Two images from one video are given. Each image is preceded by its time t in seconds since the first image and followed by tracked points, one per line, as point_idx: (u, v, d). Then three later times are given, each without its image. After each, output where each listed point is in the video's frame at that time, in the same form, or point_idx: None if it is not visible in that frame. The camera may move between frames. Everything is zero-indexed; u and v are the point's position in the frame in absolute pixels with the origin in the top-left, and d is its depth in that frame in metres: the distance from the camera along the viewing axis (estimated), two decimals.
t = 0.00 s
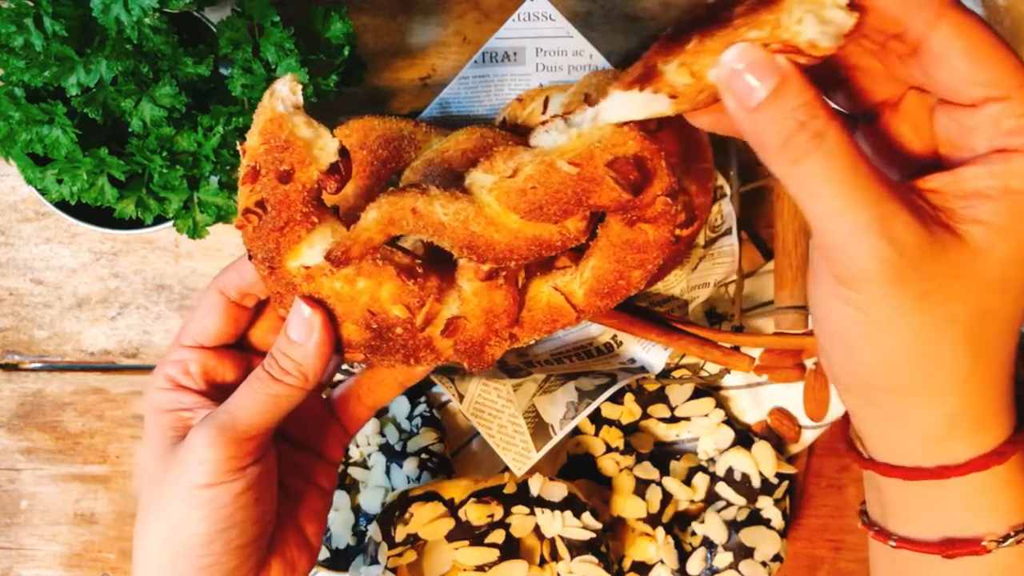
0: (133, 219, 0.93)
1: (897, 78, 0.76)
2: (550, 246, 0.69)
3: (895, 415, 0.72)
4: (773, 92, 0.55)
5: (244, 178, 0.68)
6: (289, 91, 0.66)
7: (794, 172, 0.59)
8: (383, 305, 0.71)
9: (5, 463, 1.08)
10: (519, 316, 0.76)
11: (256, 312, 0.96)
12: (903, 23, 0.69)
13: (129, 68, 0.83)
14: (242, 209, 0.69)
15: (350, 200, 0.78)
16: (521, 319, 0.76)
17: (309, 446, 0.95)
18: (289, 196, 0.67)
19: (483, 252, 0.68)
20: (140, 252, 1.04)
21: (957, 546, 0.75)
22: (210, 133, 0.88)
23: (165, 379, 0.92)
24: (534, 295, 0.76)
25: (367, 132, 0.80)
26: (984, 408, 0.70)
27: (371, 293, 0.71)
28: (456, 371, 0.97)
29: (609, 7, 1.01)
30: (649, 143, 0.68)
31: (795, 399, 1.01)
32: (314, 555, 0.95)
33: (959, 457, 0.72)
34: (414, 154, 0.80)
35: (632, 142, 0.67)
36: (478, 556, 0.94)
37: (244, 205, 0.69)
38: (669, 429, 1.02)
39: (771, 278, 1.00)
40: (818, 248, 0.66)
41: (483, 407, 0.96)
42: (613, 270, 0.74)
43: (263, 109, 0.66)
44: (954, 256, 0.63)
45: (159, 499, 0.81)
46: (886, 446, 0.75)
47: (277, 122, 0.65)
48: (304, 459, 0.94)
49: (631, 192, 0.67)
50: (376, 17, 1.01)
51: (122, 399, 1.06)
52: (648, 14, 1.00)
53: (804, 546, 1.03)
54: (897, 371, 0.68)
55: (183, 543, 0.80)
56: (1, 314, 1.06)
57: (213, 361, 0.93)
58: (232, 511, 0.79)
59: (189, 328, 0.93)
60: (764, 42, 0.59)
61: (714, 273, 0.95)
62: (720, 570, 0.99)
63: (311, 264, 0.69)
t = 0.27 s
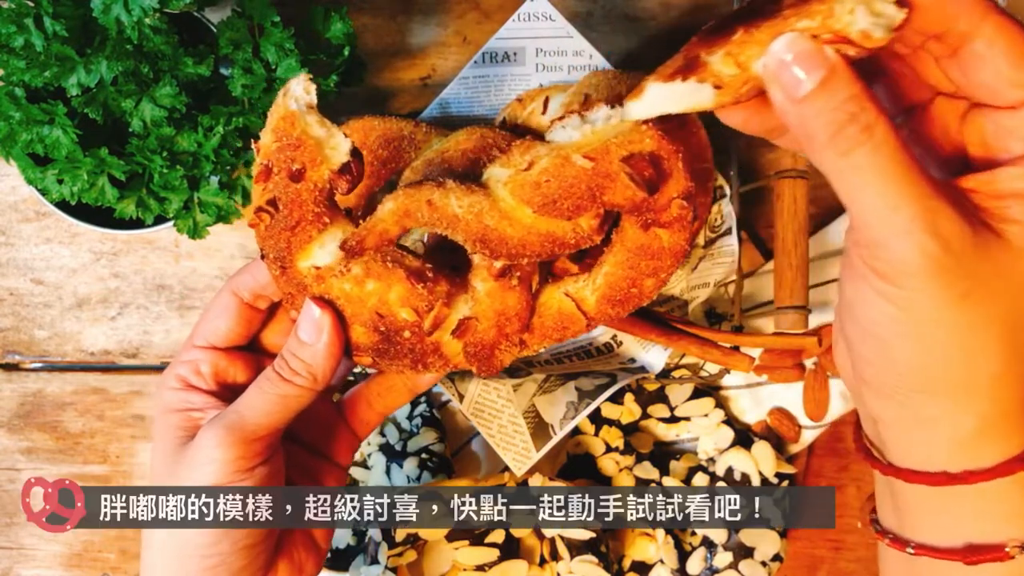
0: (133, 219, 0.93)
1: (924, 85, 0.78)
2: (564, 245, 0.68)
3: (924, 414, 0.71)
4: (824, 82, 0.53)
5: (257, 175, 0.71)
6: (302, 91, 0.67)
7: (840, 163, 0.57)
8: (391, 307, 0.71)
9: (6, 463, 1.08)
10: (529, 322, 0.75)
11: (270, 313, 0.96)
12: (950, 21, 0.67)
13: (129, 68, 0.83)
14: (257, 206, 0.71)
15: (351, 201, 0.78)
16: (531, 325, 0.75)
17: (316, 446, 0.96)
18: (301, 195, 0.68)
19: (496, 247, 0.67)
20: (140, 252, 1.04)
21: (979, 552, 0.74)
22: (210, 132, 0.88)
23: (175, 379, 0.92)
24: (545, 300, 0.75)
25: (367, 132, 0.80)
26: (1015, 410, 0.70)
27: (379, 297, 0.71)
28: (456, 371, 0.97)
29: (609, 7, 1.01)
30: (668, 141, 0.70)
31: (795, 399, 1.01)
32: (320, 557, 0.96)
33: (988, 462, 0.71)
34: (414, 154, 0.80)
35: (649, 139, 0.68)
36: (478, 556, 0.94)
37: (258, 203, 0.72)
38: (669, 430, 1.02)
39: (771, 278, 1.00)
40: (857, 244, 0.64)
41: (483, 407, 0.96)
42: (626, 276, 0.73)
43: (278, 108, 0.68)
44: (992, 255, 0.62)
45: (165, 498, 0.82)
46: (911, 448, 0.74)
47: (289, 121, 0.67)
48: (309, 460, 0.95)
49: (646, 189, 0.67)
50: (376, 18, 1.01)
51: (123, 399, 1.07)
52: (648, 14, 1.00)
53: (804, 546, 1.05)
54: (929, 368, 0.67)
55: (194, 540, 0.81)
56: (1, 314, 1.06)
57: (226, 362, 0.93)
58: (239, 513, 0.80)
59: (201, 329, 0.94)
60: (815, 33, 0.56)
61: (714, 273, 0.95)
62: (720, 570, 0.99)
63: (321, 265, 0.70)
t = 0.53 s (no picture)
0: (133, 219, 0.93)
1: (944, 88, 0.78)
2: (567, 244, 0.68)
3: (947, 416, 0.70)
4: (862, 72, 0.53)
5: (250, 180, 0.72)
6: (293, 95, 0.69)
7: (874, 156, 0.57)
8: (383, 312, 0.71)
9: (6, 463, 1.08)
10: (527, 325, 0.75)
11: (267, 318, 0.96)
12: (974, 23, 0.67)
13: (129, 68, 0.83)
14: (250, 211, 0.72)
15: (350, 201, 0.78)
16: (528, 328, 0.75)
17: (313, 448, 0.96)
18: (292, 199, 0.69)
19: (499, 244, 0.67)
20: (140, 252, 1.04)
21: (996, 557, 0.73)
22: (210, 132, 0.88)
23: (173, 385, 0.92)
24: (543, 303, 0.75)
25: (367, 132, 0.80)
26: None
27: (372, 301, 0.71)
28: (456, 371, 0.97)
29: (609, 7, 1.01)
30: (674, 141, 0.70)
31: (795, 399, 1.01)
32: (320, 561, 0.96)
33: (1007, 467, 0.71)
34: (414, 154, 0.80)
35: (657, 138, 0.69)
36: (478, 556, 0.94)
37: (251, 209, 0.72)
38: (669, 430, 1.02)
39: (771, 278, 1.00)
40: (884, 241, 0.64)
41: (483, 407, 0.96)
42: (626, 280, 0.74)
43: (268, 112, 0.70)
44: None
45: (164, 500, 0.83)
46: (930, 450, 0.73)
47: (279, 125, 0.69)
48: (306, 464, 0.95)
49: (652, 189, 0.68)
50: (376, 17, 1.01)
51: (123, 399, 1.07)
52: (648, 14, 1.01)
53: (804, 546, 1.05)
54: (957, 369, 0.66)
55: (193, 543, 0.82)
56: (1, 314, 1.06)
57: (224, 367, 0.93)
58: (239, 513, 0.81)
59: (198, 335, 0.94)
60: (856, 24, 0.55)
61: (714, 273, 0.95)
62: (720, 570, 0.99)
63: (314, 270, 0.71)
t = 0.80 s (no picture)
0: (133, 219, 0.93)
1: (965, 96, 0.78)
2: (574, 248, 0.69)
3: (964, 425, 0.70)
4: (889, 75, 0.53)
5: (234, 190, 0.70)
6: (274, 103, 0.67)
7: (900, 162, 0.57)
8: (372, 318, 0.71)
9: (6, 463, 1.08)
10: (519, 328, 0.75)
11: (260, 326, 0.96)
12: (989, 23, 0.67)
13: (129, 68, 0.83)
14: (236, 219, 0.71)
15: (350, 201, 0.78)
16: (520, 332, 0.75)
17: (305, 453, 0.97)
18: (276, 208, 0.68)
19: (510, 247, 0.67)
20: (140, 252, 1.04)
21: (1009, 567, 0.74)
22: (210, 133, 0.88)
23: (168, 392, 0.92)
24: (536, 306, 0.75)
25: (367, 132, 0.80)
26: None
27: (360, 306, 0.70)
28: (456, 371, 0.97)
29: (609, 7, 1.01)
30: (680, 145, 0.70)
31: (795, 399, 1.01)
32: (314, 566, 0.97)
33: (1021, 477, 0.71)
34: (414, 154, 0.80)
35: (661, 148, 0.68)
36: (478, 556, 0.94)
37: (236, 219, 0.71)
38: (669, 429, 1.02)
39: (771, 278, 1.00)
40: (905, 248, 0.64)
41: (483, 408, 0.96)
42: (621, 286, 0.74)
43: (248, 120, 0.68)
44: None
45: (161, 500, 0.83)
46: (943, 460, 0.74)
47: (262, 134, 0.67)
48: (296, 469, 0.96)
49: (660, 199, 0.68)
50: (375, 17, 1.01)
51: (123, 399, 1.07)
52: (647, 14, 1.01)
53: (804, 546, 1.05)
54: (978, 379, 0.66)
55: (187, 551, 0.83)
56: (1, 314, 1.06)
57: (219, 374, 0.94)
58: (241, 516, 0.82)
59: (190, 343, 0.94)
60: (884, 26, 0.55)
61: (714, 274, 0.95)
62: (720, 570, 0.99)
63: (303, 276, 0.70)
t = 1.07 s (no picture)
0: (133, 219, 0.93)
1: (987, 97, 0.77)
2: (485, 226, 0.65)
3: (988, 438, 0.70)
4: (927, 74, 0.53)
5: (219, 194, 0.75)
6: (252, 114, 0.79)
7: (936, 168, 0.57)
8: (350, 319, 0.71)
9: (6, 463, 1.08)
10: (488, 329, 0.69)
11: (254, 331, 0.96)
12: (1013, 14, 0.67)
13: (129, 68, 0.83)
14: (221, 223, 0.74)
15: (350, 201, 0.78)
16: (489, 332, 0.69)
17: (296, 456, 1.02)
18: (257, 213, 0.72)
19: (439, 220, 0.65)
20: (140, 252, 1.04)
21: None
22: (211, 133, 0.88)
23: (161, 397, 0.93)
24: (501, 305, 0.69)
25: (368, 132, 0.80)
26: None
27: (340, 307, 0.71)
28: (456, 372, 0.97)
29: (609, 8, 1.01)
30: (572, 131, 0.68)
31: (795, 399, 1.01)
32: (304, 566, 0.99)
33: None
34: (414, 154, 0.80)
35: (518, 138, 0.66)
36: (478, 556, 0.95)
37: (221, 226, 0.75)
38: (669, 429, 1.02)
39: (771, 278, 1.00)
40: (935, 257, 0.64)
41: (483, 407, 0.97)
42: (581, 276, 0.67)
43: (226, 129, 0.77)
44: None
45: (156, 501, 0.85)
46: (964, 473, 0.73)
47: (238, 140, 0.76)
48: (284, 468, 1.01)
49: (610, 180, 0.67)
50: (375, 18, 1.01)
51: (123, 399, 1.06)
52: (647, 14, 1.01)
53: (804, 546, 1.05)
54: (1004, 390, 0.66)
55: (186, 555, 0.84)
56: (1, 314, 1.06)
57: (212, 380, 0.93)
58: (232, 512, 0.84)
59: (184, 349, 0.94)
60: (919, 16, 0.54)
61: (714, 273, 0.95)
62: (720, 570, 0.99)
63: (284, 280, 0.72)
